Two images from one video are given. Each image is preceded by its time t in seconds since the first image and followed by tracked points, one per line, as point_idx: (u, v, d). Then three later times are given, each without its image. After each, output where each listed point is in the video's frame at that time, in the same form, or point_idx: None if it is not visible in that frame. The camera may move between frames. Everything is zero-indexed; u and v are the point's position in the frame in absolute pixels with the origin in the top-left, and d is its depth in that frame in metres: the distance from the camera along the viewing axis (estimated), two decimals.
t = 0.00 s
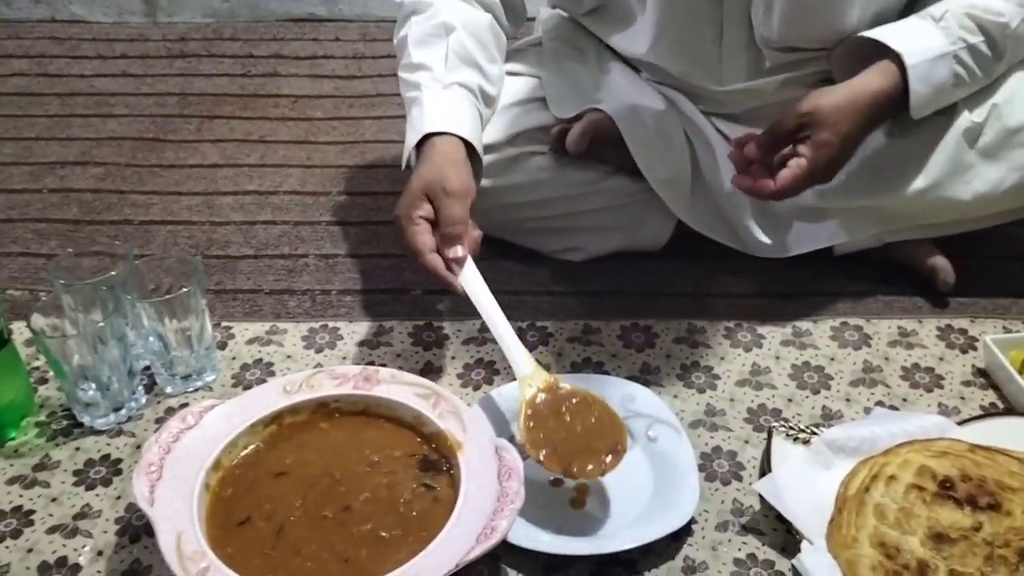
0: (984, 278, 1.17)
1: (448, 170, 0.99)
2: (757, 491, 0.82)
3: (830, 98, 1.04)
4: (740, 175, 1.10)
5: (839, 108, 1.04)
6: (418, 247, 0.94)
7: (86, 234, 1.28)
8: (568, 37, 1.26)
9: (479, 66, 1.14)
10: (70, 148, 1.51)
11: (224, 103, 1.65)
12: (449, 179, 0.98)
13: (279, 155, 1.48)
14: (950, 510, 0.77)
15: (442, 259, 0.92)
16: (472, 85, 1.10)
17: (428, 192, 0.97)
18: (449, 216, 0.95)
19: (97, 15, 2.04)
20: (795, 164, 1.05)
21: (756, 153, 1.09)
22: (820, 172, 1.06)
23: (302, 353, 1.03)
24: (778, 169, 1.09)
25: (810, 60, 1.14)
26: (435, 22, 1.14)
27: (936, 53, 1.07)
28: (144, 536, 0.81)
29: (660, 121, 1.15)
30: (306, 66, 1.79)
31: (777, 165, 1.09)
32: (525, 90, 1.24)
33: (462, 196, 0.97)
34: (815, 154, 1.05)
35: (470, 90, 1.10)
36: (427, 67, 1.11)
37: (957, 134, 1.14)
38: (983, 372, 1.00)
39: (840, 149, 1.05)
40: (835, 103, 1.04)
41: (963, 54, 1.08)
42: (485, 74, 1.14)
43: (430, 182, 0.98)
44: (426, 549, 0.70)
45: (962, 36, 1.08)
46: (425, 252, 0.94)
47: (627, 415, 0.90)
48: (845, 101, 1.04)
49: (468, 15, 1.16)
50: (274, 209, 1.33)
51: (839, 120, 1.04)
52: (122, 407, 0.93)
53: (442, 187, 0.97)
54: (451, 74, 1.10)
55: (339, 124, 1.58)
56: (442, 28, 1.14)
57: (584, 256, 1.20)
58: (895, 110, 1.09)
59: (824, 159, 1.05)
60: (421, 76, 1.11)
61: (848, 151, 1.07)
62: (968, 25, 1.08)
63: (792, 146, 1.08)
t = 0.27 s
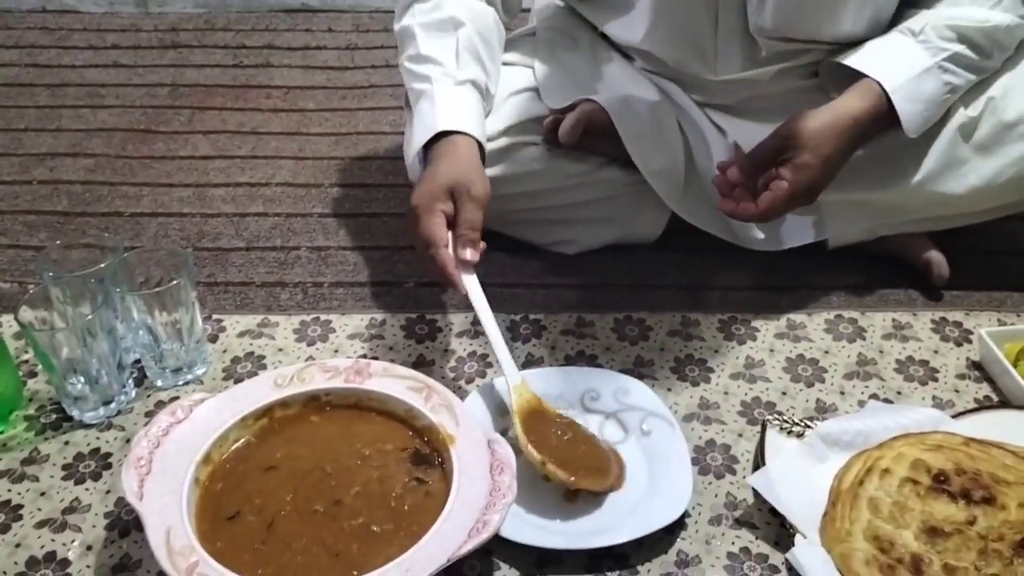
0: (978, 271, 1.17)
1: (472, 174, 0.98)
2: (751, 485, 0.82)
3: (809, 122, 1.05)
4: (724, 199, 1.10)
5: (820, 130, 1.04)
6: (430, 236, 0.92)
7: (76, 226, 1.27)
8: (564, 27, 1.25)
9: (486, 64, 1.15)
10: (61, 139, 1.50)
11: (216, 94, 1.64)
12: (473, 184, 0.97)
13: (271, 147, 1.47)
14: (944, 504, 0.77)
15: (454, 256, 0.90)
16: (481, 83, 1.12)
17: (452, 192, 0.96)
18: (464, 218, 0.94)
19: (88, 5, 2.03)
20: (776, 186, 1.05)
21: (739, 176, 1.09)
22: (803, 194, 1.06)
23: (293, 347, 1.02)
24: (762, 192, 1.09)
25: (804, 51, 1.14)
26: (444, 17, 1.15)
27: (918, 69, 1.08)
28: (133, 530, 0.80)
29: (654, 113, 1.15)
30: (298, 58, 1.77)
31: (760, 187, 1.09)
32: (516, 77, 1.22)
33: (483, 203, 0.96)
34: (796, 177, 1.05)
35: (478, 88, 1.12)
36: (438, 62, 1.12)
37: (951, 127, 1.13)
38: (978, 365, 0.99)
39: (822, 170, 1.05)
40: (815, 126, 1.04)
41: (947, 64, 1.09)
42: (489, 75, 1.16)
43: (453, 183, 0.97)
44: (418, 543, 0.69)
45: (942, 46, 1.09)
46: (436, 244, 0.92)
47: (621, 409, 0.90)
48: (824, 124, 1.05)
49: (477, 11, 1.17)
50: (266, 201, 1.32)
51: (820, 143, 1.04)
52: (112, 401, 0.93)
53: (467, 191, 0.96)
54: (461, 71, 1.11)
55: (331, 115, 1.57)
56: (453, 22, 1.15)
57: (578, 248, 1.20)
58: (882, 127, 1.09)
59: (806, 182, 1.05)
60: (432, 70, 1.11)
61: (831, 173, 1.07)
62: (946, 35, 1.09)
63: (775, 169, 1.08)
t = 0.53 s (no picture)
0: (979, 261, 1.15)
1: (489, 142, 1.01)
2: (749, 478, 0.81)
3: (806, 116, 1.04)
4: (720, 193, 1.08)
5: (817, 123, 1.03)
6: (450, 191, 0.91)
7: (65, 217, 1.25)
8: (559, 13, 1.24)
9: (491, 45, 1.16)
10: (50, 129, 1.48)
11: (208, 83, 1.62)
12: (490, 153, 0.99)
13: (264, 136, 1.45)
14: (946, 498, 0.76)
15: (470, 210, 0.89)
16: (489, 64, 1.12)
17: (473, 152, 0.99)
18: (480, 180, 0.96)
19: None
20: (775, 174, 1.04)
21: (736, 170, 1.07)
22: (800, 187, 1.04)
23: (286, 339, 1.01)
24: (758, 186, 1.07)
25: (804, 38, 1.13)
26: None
27: (919, 59, 1.07)
28: (123, 527, 0.79)
29: (651, 101, 1.14)
30: (291, 46, 1.75)
31: (757, 181, 1.08)
32: (510, 63, 1.21)
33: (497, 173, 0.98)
34: (793, 169, 1.04)
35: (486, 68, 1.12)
36: (446, 37, 1.12)
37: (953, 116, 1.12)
38: (978, 356, 0.98)
39: (819, 163, 1.04)
40: (812, 119, 1.04)
41: (948, 53, 1.08)
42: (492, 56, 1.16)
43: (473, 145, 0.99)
44: (412, 539, 0.68)
45: (942, 35, 1.08)
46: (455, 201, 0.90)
47: (618, 401, 0.89)
48: (821, 117, 1.04)
49: None
50: (259, 191, 1.31)
51: (817, 135, 1.03)
52: (102, 394, 0.91)
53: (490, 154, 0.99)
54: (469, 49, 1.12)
55: (325, 105, 1.55)
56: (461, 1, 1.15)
57: (575, 239, 1.18)
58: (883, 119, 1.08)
59: (804, 175, 1.03)
60: (440, 45, 1.11)
61: (829, 166, 1.05)
62: (947, 24, 1.08)
63: (771, 163, 1.07)
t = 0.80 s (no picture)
0: (982, 252, 1.14)
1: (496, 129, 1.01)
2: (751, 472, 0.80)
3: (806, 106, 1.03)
4: (722, 184, 1.08)
5: (817, 114, 1.02)
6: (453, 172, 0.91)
7: (60, 209, 1.24)
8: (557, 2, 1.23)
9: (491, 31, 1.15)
10: (45, 119, 1.46)
11: (204, 73, 1.60)
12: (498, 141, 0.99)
13: (260, 127, 1.44)
14: (950, 492, 0.75)
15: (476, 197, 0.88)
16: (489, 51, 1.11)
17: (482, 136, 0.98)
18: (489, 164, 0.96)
19: None
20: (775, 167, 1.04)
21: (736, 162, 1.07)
22: (800, 179, 1.04)
23: (283, 332, 0.99)
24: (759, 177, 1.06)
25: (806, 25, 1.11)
26: None
27: (922, 48, 1.06)
28: (118, 523, 0.78)
29: (651, 89, 1.12)
30: (288, 35, 1.73)
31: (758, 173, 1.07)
32: (509, 52, 1.20)
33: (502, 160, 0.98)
34: (793, 161, 1.03)
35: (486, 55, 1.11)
36: (446, 24, 1.10)
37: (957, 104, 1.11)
38: (982, 347, 0.97)
39: (819, 155, 1.03)
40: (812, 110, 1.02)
41: (951, 41, 1.07)
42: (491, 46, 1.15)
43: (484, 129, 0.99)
44: (409, 536, 0.67)
45: (946, 23, 1.06)
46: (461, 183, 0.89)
47: (618, 394, 0.88)
48: (821, 108, 1.02)
49: None
50: (255, 182, 1.29)
51: (817, 127, 1.02)
52: (96, 388, 0.90)
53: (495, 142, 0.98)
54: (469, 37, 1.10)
55: (321, 94, 1.54)
56: None
57: (574, 230, 1.17)
58: (886, 109, 1.06)
59: (803, 167, 1.03)
60: (440, 32, 1.09)
61: (831, 158, 1.04)
62: (951, 11, 1.07)
63: (772, 154, 1.06)
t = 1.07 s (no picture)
0: (989, 243, 1.13)
1: (425, 76, 1.04)
2: (755, 466, 0.79)
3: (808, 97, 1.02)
4: (725, 176, 1.07)
5: (819, 105, 1.01)
6: (363, 126, 0.93)
7: (58, 200, 1.23)
8: None
9: None
10: (44, 110, 1.45)
11: (203, 62, 1.59)
12: (424, 87, 1.02)
13: (259, 117, 1.43)
14: (956, 486, 0.75)
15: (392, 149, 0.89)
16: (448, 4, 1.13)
17: (401, 85, 1.01)
18: (411, 110, 0.98)
19: None
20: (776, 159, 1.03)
21: (738, 153, 1.06)
22: (803, 170, 1.03)
23: (283, 324, 0.99)
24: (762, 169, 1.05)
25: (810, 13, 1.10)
26: None
27: (928, 37, 1.04)
28: (117, 516, 0.78)
29: (655, 79, 1.11)
30: (288, 25, 1.72)
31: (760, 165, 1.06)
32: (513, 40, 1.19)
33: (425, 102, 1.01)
34: (795, 153, 1.02)
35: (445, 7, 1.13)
36: None
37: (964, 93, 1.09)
38: (988, 339, 0.96)
39: (822, 146, 1.02)
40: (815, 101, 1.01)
41: (958, 30, 1.05)
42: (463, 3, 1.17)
43: (404, 79, 1.02)
44: (410, 530, 0.66)
45: (952, 12, 1.05)
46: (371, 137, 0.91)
47: (621, 387, 0.87)
48: (825, 99, 1.01)
49: None
50: (255, 173, 1.29)
51: (820, 118, 1.01)
52: (95, 381, 0.90)
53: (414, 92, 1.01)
54: None
55: (322, 84, 1.52)
56: None
57: (576, 221, 1.16)
58: (892, 99, 1.05)
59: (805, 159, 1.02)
60: None
61: (834, 149, 1.03)
62: None
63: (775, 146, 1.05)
